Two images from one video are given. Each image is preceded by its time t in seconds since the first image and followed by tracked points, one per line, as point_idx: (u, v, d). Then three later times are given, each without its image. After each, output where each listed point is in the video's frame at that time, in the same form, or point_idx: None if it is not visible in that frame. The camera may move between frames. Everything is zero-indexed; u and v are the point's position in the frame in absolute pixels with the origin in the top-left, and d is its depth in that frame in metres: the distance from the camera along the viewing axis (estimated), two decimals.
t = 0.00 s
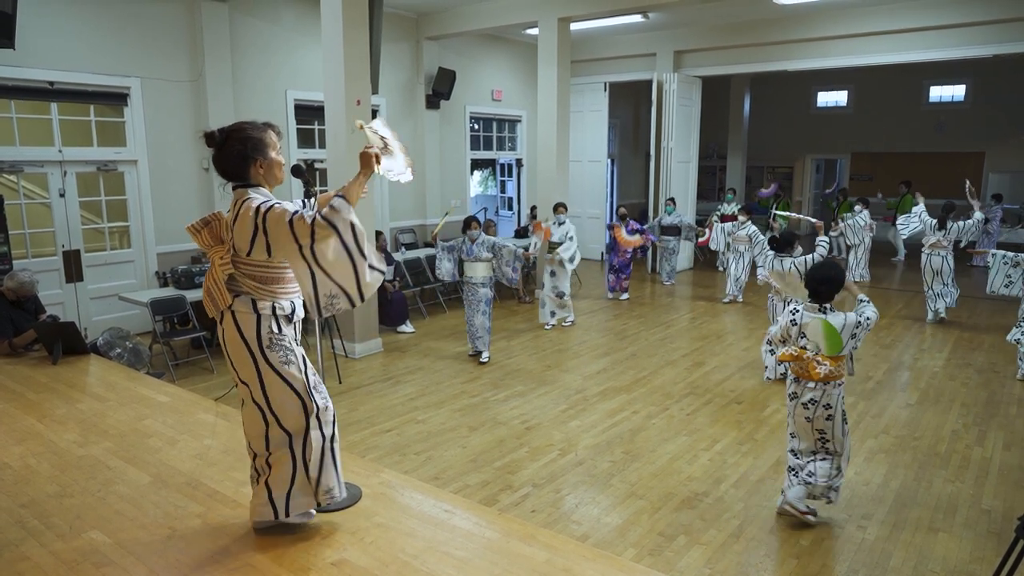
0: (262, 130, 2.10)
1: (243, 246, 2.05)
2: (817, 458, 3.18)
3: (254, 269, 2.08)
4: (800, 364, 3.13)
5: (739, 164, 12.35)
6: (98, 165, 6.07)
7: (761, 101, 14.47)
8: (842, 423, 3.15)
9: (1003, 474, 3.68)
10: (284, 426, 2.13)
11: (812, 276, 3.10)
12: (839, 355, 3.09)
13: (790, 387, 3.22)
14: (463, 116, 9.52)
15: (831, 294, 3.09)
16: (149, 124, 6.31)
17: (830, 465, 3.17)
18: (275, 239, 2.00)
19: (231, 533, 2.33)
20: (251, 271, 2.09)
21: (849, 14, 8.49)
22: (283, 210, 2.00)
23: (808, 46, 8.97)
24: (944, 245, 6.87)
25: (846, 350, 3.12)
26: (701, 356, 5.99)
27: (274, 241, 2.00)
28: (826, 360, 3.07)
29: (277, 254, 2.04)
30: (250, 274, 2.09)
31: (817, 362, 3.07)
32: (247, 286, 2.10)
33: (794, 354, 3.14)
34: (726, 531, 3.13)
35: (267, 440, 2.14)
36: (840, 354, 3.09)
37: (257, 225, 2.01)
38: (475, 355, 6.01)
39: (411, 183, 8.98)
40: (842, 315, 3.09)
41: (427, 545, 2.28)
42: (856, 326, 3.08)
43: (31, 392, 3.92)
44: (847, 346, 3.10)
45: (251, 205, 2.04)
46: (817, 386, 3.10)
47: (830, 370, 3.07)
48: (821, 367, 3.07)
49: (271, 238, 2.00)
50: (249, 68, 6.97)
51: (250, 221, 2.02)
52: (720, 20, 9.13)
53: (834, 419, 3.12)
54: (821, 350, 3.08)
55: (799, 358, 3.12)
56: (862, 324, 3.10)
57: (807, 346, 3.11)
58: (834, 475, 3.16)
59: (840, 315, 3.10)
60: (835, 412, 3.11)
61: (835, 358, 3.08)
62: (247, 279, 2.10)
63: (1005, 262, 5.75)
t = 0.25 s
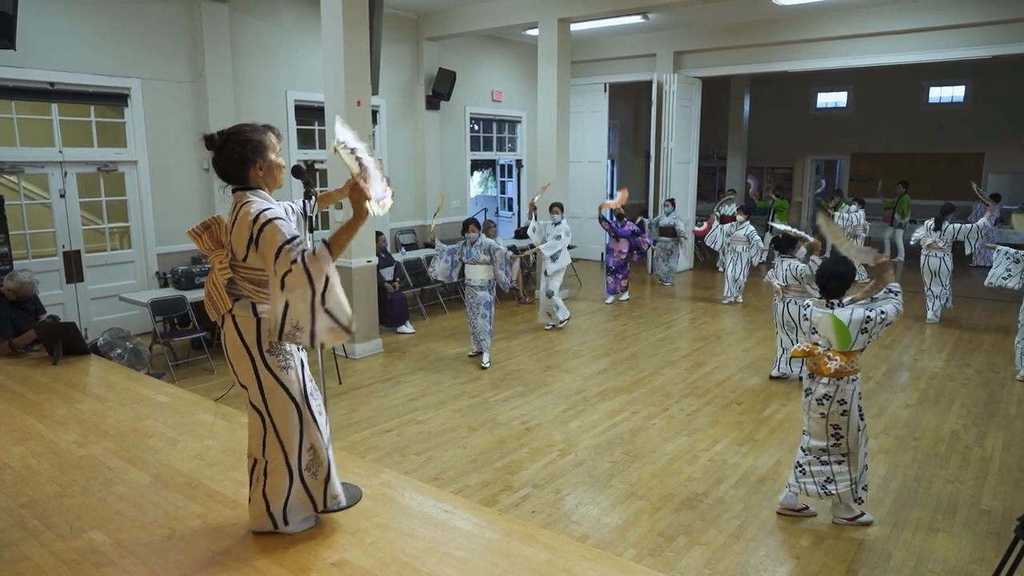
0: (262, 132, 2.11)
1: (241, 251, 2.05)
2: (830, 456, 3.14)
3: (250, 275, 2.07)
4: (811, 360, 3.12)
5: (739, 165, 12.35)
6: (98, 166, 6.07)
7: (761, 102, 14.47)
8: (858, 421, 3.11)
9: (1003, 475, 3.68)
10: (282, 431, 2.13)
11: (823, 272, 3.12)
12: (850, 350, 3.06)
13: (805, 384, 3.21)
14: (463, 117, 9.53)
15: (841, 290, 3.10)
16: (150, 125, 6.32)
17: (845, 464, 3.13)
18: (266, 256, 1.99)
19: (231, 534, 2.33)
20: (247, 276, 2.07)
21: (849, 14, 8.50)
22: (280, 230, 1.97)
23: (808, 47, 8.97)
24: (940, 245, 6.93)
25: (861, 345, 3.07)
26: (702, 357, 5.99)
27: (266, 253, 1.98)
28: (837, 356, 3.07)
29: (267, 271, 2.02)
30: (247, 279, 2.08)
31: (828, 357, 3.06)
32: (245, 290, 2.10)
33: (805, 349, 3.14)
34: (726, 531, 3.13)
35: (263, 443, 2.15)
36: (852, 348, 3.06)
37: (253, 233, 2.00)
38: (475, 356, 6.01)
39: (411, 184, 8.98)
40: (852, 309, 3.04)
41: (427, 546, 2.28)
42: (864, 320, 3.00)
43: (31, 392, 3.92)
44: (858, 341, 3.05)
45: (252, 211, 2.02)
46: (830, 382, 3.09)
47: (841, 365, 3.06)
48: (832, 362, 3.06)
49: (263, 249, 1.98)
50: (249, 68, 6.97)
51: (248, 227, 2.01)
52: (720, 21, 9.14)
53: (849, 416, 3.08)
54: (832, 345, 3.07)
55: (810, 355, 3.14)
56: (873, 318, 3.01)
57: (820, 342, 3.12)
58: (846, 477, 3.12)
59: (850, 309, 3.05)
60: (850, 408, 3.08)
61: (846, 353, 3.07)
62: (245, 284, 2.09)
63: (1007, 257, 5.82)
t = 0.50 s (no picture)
0: (265, 135, 2.11)
1: (239, 252, 2.05)
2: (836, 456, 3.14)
3: (247, 278, 2.07)
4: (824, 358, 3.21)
5: (739, 166, 12.36)
6: (98, 167, 6.07)
7: (761, 103, 14.48)
8: (868, 425, 3.08)
9: (1002, 475, 3.69)
10: (272, 435, 2.11)
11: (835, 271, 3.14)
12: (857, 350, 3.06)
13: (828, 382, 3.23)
14: (463, 118, 9.53)
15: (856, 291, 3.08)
16: (150, 126, 6.32)
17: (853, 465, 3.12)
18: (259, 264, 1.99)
19: (231, 535, 2.33)
20: (245, 278, 2.07)
21: (848, 15, 8.51)
22: (279, 243, 1.99)
23: (808, 48, 8.98)
24: (938, 247, 6.99)
25: (873, 349, 3.04)
26: (702, 357, 6.00)
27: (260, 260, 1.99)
28: (843, 355, 3.09)
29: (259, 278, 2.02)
30: (245, 281, 2.08)
31: (835, 356, 3.12)
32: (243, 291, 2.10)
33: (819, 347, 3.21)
34: (726, 532, 3.13)
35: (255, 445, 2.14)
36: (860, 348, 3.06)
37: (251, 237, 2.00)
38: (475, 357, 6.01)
39: (410, 184, 8.98)
40: (860, 310, 3.05)
41: (428, 546, 2.28)
42: (868, 324, 3.01)
43: (31, 393, 3.92)
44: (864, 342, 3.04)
45: (254, 216, 2.03)
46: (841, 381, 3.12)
47: (847, 364, 3.08)
48: (838, 361, 3.10)
49: (258, 255, 1.99)
50: (249, 68, 6.98)
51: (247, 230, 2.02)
52: (720, 22, 9.14)
53: (858, 417, 3.07)
54: (840, 344, 3.11)
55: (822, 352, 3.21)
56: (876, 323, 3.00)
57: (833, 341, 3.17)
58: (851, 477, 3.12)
59: (859, 310, 3.06)
60: (860, 409, 3.07)
61: (854, 353, 3.07)
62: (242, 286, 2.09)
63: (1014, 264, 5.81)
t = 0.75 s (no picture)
0: (264, 135, 2.11)
1: (241, 250, 2.05)
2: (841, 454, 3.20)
3: (250, 275, 2.08)
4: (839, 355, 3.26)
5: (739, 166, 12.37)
6: (98, 167, 6.08)
7: (760, 103, 14.48)
8: (868, 427, 3.08)
9: (1001, 476, 3.69)
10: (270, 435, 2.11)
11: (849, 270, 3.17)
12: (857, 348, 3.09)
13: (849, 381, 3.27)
14: (463, 118, 9.53)
15: (859, 291, 3.09)
16: (150, 126, 6.32)
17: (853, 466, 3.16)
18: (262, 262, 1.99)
19: (232, 535, 2.33)
20: (247, 276, 2.08)
21: (848, 16, 8.51)
22: (285, 244, 1.99)
23: (808, 48, 8.99)
24: (937, 247, 7.00)
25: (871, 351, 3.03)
26: (702, 358, 6.00)
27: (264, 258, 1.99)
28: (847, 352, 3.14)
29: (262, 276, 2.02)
30: (247, 279, 2.08)
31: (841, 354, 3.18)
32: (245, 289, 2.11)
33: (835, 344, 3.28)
34: (726, 533, 3.13)
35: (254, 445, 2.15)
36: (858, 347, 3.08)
37: (256, 235, 2.01)
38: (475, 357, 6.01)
39: (410, 185, 8.98)
40: (866, 310, 3.06)
41: (428, 547, 2.28)
42: (864, 325, 3.02)
43: (31, 393, 3.92)
44: (859, 341, 3.06)
45: (259, 216, 2.02)
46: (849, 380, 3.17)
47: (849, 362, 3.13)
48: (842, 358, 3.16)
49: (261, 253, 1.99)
50: (250, 69, 6.98)
51: (252, 227, 2.02)
52: (720, 22, 9.15)
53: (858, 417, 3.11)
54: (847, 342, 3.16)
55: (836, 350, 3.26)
56: (869, 326, 3.00)
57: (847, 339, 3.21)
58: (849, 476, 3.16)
59: (865, 310, 3.07)
60: (860, 409, 3.09)
61: (857, 352, 3.10)
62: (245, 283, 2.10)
63: None
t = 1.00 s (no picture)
0: (264, 133, 2.11)
1: (245, 248, 2.06)
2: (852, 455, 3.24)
3: (251, 274, 2.08)
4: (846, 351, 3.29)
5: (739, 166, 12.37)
6: (98, 167, 6.08)
7: (761, 103, 14.48)
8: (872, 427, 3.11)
9: (1001, 476, 3.69)
10: (268, 435, 2.11)
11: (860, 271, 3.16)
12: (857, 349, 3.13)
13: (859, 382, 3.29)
14: (463, 118, 9.53)
15: (869, 294, 3.10)
16: (150, 126, 6.32)
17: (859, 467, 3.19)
18: (273, 260, 2.03)
19: (232, 535, 2.33)
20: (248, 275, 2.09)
21: (848, 16, 8.51)
22: (298, 242, 2.04)
23: (808, 48, 8.99)
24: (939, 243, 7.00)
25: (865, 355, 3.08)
26: (702, 358, 6.00)
27: (274, 257, 2.02)
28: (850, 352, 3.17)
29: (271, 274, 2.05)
30: (248, 278, 2.09)
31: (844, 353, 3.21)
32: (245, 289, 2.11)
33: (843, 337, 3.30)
34: (726, 533, 3.13)
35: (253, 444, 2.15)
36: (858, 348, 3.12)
37: (265, 235, 2.03)
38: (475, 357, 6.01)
39: (410, 185, 8.98)
40: (873, 313, 3.07)
41: (428, 547, 2.28)
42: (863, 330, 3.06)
43: (31, 393, 3.93)
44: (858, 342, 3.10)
45: (267, 214, 2.04)
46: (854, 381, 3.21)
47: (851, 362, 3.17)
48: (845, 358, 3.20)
49: (272, 251, 2.02)
50: (249, 69, 6.98)
51: (259, 226, 2.03)
52: (720, 22, 9.15)
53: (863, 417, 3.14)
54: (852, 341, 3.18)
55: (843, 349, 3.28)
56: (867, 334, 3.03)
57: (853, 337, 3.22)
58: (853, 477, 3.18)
59: (872, 313, 3.08)
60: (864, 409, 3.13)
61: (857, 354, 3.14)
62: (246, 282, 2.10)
63: None
